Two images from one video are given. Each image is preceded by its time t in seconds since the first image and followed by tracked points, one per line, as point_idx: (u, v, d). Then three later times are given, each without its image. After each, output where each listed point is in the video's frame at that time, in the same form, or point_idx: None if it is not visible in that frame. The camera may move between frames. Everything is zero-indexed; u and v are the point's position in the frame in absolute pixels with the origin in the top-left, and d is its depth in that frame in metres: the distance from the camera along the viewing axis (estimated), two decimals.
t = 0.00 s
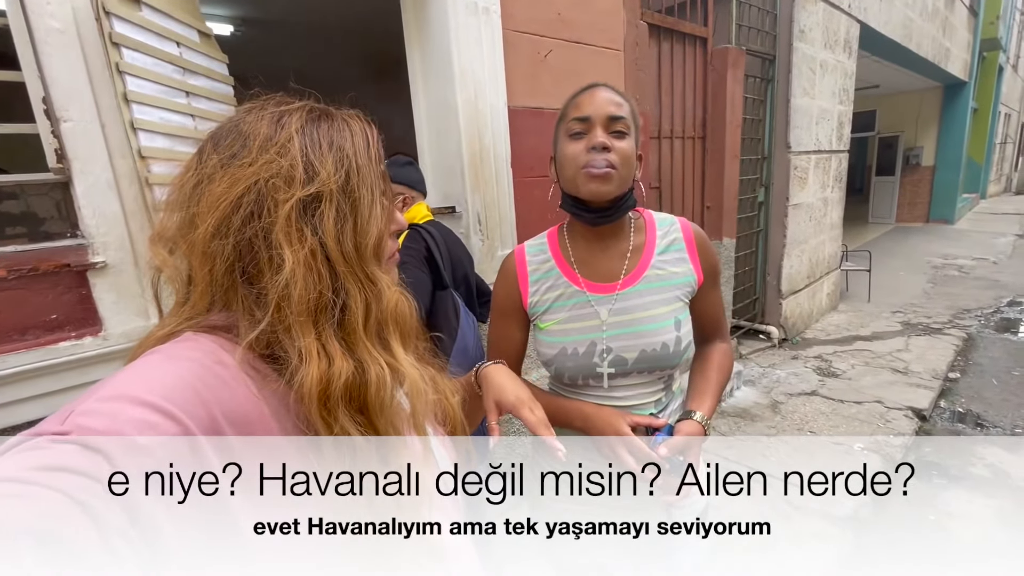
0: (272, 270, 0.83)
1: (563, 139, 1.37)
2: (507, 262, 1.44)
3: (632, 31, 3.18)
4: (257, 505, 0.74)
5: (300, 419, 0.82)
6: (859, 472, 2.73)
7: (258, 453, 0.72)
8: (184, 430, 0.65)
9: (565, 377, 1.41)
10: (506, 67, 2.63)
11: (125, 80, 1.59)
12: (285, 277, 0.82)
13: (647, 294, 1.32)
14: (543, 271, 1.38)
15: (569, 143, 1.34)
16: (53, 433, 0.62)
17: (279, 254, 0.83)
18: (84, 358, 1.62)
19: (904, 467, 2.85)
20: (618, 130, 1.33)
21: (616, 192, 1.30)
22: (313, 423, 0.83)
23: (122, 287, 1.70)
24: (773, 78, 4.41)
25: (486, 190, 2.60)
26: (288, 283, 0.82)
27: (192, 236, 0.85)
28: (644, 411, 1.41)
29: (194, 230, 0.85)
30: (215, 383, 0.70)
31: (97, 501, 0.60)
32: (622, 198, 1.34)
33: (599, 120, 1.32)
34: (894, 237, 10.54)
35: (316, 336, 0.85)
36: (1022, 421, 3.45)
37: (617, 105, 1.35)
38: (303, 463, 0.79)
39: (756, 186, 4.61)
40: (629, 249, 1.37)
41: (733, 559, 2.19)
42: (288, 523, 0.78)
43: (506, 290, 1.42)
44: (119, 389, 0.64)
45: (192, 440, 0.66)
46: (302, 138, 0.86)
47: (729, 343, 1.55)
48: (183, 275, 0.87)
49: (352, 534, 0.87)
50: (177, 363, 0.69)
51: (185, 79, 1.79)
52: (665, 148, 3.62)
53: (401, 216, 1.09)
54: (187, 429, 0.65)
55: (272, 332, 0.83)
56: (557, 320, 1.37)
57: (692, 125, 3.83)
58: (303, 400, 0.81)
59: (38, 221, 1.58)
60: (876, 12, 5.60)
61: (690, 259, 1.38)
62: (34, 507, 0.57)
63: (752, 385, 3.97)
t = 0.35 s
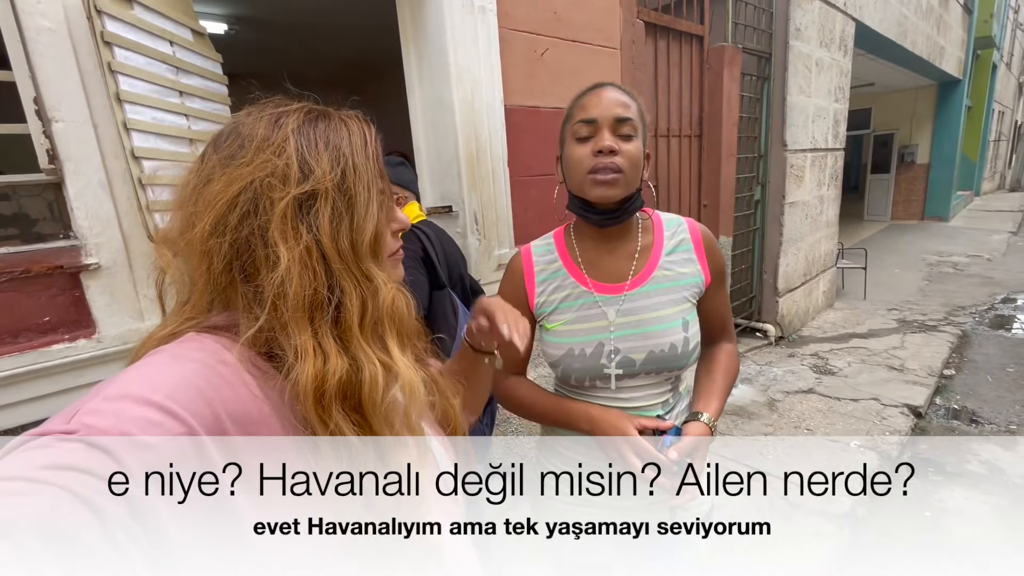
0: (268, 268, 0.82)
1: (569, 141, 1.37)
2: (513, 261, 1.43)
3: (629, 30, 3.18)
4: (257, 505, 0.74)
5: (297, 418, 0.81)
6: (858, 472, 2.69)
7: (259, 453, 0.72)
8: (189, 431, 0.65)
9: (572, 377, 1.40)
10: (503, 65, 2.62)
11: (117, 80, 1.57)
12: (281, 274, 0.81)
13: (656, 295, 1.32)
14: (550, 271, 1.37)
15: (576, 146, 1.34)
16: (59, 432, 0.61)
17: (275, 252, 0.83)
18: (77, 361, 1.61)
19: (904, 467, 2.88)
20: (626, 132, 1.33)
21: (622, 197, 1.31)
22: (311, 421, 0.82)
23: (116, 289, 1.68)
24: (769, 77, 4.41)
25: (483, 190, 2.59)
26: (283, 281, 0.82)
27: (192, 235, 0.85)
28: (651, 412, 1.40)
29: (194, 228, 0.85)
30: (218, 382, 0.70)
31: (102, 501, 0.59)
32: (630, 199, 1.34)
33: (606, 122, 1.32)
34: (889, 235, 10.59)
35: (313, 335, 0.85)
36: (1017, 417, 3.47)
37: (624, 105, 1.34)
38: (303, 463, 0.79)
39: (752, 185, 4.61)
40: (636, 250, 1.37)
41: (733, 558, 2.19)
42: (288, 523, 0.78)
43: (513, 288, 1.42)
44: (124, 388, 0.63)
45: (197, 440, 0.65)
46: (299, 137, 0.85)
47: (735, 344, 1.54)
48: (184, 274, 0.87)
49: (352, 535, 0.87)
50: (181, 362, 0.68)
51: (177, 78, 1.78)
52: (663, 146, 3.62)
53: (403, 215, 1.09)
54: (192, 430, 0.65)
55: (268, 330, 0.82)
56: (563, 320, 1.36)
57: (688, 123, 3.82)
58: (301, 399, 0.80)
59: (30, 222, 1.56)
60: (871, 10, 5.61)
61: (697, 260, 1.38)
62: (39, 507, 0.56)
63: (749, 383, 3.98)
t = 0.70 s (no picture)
0: (246, 240, 0.88)
1: (582, 151, 1.36)
2: (527, 262, 1.43)
3: (629, 28, 3.17)
4: (256, 505, 0.79)
5: (266, 386, 0.83)
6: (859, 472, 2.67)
7: (260, 454, 0.77)
8: (183, 432, 0.67)
9: (586, 381, 1.40)
10: (504, 64, 2.61)
11: (114, 78, 1.55)
12: (255, 243, 0.87)
13: (675, 297, 1.32)
14: (565, 272, 1.38)
15: (590, 157, 1.34)
16: (51, 434, 0.63)
17: (252, 225, 0.89)
18: (75, 361, 1.60)
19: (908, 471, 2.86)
20: (640, 139, 1.31)
21: (636, 211, 1.32)
22: (280, 389, 0.84)
23: (114, 288, 1.67)
24: (769, 75, 4.41)
25: (482, 189, 2.59)
26: (258, 251, 0.87)
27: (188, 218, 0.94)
28: (667, 417, 1.40)
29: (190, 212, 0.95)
30: (216, 385, 0.72)
31: (95, 504, 0.61)
32: (645, 206, 1.34)
33: (618, 133, 1.30)
34: (888, 234, 10.58)
35: (287, 306, 0.88)
36: (1016, 416, 3.47)
37: (636, 113, 1.32)
38: (297, 462, 0.83)
39: (752, 183, 4.62)
40: (654, 253, 1.37)
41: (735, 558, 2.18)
42: (288, 523, 0.84)
43: (526, 290, 1.41)
44: (118, 389, 0.65)
45: (192, 442, 0.68)
46: (284, 126, 0.94)
47: (755, 349, 1.55)
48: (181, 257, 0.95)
49: (352, 535, 0.92)
50: (176, 361, 0.71)
51: (176, 76, 1.77)
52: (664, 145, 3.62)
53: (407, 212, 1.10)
54: (186, 432, 0.67)
55: (245, 298, 0.88)
56: (580, 322, 1.36)
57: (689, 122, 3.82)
58: (270, 366, 0.83)
59: (27, 221, 1.55)
60: (871, 8, 5.60)
61: (716, 263, 1.38)
62: (34, 510, 0.58)
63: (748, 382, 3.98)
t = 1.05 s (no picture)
0: (234, 233, 0.90)
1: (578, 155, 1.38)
2: (532, 260, 1.47)
3: (630, 27, 3.16)
4: (253, 506, 0.81)
5: (256, 378, 0.84)
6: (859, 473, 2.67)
7: (259, 455, 0.79)
8: (176, 433, 0.68)
9: (583, 380, 1.42)
10: (503, 62, 2.61)
11: (114, 77, 1.56)
12: (242, 236, 0.89)
13: (675, 300, 1.32)
14: (566, 271, 1.40)
15: (584, 160, 1.35)
16: (42, 436, 0.64)
17: (240, 218, 0.91)
18: (75, 358, 1.61)
19: (906, 470, 2.85)
20: (632, 140, 1.30)
21: (630, 212, 1.32)
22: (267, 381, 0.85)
23: (113, 286, 1.68)
24: (771, 74, 4.40)
25: (481, 188, 2.59)
26: (246, 244, 0.89)
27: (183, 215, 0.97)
28: (665, 422, 1.40)
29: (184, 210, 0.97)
30: (209, 385, 0.73)
31: (85, 504, 0.62)
32: (643, 207, 1.35)
33: (609, 135, 1.30)
34: (890, 233, 10.55)
35: (274, 298, 0.89)
36: (1017, 417, 3.46)
37: (626, 113, 1.30)
38: (300, 463, 0.84)
39: (753, 182, 4.62)
40: (657, 253, 1.37)
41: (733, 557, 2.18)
42: (288, 523, 0.86)
43: (529, 288, 1.44)
44: (110, 391, 0.66)
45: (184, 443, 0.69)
46: (275, 124, 0.96)
47: (757, 357, 1.55)
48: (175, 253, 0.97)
49: (352, 534, 0.94)
50: (168, 363, 0.72)
51: (175, 75, 1.78)
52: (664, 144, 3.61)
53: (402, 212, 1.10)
54: (179, 432, 0.68)
55: (234, 292, 0.90)
56: (578, 321, 1.38)
57: (690, 121, 3.81)
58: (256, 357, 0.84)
59: (28, 219, 1.55)
60: (874, 7, 5.57)
61: (722, 269, 1.37)
62: (27, 511, 0.59)
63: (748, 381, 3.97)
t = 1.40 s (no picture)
0: (219, 234, 0.90)
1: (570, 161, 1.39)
2: (529, 256, 1.50)
3: (631, 25, 3.14)
4: (252, 506, 0.83)
5: (241, 380, 0.83)
6: (859, 472, 2.63)
7: (258, 456, 0.81)
8: (160, 440, 0.69)
9: (571, 379, 1.44)
10: (503, 61, 2.60)
11: (111, 76, 1.55)
12: (227, 237, 0.89)
13: (666, 305, 1.31)
14: (562, 268, 1.42)
15: (575, 166, 1.36)
16: (20, 447, 0.64)
17: (224, 221, 0.90)
18: (71, 357, 1.61)
19: (907, 473, 2.85)
20: (619, 144, 1.29)
21: (620, 217, 1.32)
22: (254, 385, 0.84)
23: (111, 286, 1.68)
24: (774, 73, 4.38)
25: (481, 187, 2.58)
26: (230, 245, 0.89)
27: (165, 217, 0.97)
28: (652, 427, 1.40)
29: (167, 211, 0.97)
30: (193, 390, 0.74)
31: (64, 514, 0.63)
32: (637, 211, 1.34)
33: (595, 141, 1.30)
34: (895, 233, 10.48)
35: (259, 300, 0.89)
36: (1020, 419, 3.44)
37: (614, 116, 1.29)
38: (304, 463, 0.85)
39: (755, 182, 4.60)
40: (654, 255, 1.36)
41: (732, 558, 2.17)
42: (288, 523, 0.88)
43: (526, 284, 1.48)
44: (90, 399, 0.66)
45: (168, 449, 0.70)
46: (261, 126, 0.97)
47: (763, 368, 1.49)
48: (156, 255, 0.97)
49: (353, 534, 0.94)
50: (151, 370, 0.72)
51: (174, 74, 1.78)
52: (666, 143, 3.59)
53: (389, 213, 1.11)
54: (163, 439, 0.69)
55: (218, 294, 0.90)
56: (569, 319, 1.40)
57: (692, 120, 3.79)
58: (242, 361, 0.84)
59: (26, 218, 1.55)
60: (880, 5, 5.53)
61: (721, 274, 1.34)
62: (9, 521, 0.60)
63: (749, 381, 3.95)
